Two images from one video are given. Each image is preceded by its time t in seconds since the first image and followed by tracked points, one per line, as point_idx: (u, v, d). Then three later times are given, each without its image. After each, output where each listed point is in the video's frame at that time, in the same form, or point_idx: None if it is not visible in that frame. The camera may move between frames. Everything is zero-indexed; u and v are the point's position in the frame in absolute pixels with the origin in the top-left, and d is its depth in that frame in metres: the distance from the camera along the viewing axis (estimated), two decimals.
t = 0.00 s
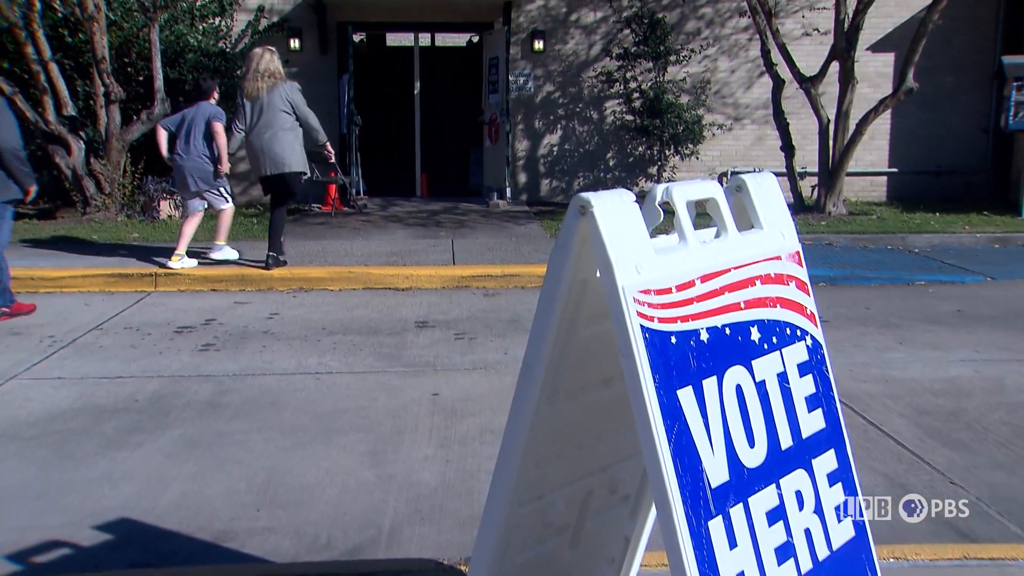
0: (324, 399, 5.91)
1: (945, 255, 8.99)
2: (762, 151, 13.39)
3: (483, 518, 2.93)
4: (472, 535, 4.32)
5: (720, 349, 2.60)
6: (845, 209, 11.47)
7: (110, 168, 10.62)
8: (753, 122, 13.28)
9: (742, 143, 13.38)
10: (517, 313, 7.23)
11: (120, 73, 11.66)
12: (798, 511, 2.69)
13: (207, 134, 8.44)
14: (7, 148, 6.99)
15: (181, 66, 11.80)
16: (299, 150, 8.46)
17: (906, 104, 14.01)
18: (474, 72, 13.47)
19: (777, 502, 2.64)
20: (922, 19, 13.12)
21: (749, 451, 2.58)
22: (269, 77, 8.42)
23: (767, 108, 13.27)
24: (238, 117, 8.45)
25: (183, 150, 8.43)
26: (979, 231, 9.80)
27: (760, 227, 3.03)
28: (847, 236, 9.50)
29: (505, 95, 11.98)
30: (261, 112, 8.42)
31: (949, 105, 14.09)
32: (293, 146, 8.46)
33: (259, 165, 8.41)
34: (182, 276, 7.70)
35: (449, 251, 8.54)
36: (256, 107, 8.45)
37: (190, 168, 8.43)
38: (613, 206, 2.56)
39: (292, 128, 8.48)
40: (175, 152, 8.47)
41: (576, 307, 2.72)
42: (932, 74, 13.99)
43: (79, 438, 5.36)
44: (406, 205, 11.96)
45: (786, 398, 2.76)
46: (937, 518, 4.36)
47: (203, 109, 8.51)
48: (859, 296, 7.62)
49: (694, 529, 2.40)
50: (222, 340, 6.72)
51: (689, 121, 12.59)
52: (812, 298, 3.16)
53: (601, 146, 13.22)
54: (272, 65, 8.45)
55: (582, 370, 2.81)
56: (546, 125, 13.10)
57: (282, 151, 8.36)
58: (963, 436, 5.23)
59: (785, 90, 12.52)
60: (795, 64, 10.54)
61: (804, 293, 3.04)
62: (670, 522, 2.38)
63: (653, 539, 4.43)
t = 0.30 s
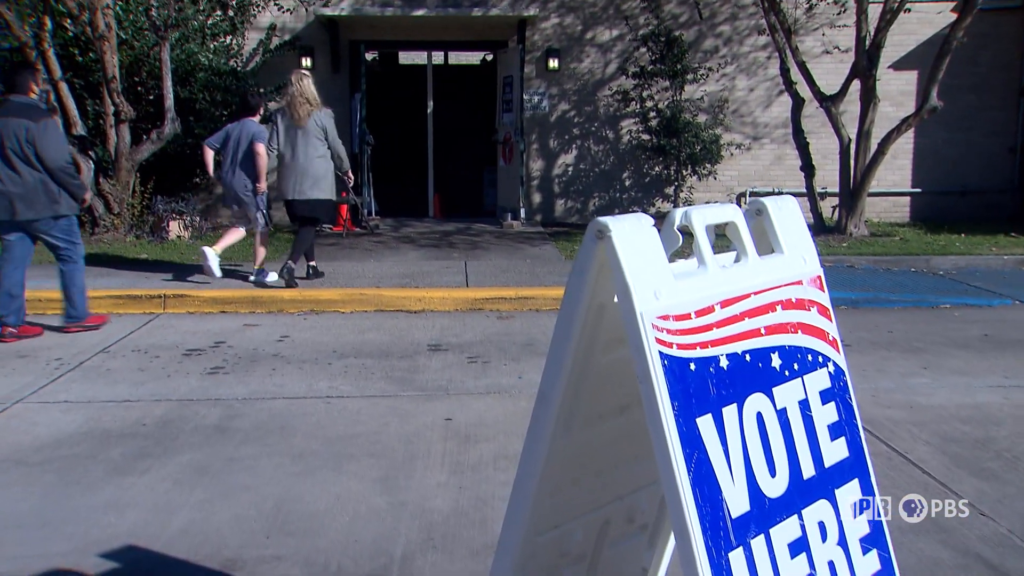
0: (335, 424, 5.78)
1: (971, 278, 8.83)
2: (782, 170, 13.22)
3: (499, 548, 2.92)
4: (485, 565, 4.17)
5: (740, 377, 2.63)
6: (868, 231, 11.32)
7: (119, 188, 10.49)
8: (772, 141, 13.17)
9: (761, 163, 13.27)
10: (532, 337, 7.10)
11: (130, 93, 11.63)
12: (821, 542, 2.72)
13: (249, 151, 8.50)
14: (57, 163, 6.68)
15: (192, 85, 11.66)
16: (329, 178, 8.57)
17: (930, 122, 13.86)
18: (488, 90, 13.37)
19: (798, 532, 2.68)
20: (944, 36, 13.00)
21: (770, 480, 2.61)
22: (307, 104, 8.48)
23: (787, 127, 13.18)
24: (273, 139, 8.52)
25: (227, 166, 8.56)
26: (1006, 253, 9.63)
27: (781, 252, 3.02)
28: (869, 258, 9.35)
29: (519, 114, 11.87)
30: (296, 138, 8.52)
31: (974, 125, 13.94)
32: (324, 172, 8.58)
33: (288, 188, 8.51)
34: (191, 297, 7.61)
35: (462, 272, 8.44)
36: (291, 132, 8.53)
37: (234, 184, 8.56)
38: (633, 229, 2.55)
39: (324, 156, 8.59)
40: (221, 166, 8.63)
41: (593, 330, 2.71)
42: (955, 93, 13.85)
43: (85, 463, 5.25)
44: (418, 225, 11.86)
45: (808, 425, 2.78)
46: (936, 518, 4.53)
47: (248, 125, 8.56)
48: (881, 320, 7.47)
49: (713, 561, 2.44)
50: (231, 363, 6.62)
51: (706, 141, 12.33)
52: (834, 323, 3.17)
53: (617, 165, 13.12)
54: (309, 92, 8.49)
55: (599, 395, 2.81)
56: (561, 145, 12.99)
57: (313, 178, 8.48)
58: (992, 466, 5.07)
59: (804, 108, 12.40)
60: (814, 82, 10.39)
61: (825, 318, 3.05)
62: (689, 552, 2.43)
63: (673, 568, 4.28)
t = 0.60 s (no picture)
0: (350, 439, 5.65)
1: (1002, 290, 8.64)
2: (806, 180, 13.05)
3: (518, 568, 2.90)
4: None
5: (764, 394, 2.58)
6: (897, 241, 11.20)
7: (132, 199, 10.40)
8: (796, 151, 12.97)
9: (785, 173, 13.08)
10: (551, 350, 6.95)
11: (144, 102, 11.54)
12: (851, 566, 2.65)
13: (290, 159, 8.49)
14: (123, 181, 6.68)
15: (206, 93, 11.17)
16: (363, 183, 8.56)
17: (961, 131, 13.64)
18: (504, 98, 13.21)
19: (827, 555, 2.61)
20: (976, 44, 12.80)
21: (797, 500, 2.55)
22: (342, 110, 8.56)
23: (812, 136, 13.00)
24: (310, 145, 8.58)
25: (268, 172, 8.54)
26: None
27: (808, 265, 3.00)
28: (896, 271, 9.18)
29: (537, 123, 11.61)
30: (331, 144, 8.57)
31: (1004, 133, 13.71)
32: (360, 178, 8.59)
33: (323, 194, 8.55)
34: (202, 309, 7.49)
35: (479, 284, 8.31)
36: (327, 138, 8.60)
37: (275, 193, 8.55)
38: (654, 243, 2.53)
39: (359, 161, 8.60)
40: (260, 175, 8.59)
41: (613, 346, 2.69)
42: (987, 101, 13.57)
43: (95, 478, 5.12)
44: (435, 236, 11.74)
45: (836, 444, 2.72)
46: (936, 517, 4.57)
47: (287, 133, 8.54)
48: (910, 335, 7.29)
49: None
50: (244, 377, 6.49)
51: (729, 150, 12.01)
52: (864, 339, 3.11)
53: (637, 175, 12.94)
54: (345, 99, 8.61)
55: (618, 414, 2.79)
56: (580, 154, 12.83)
57: (347, 184, 8.51)
58: None
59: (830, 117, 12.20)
60: (840, 90, 10.26)
61: (855, 334, 3.00)
62: None
63: None
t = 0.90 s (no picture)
0: (361, 458, 5.45)
1: None
2: (833, 192, 12.41)
3: None
4: None
5: (791, 415, 2.66)
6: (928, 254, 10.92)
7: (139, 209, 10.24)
8: (822, 161, 12.40)
9: (810, 184, 12.48)
10: (568, 368, 6.73)
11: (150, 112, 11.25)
12: None
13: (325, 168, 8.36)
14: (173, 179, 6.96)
15: (214, 102, 11.07)
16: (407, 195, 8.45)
17: (997, 141, 13.07)
18: (521, 106, 12.73)
19: None
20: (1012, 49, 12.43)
21: (826, 524, 2.62)
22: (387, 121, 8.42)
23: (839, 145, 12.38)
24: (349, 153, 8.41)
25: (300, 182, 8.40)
26: None
27: (835, 282, 3.10)
28: (926, 285, 8.95)
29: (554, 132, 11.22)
30: (375, 154, 8.42)
31: None
32: (402, 189, 8.46)
33: (365, 205, 8.44)
34: (209, 324, 7.32)
35: (494, 298, 8.11)
36: (371, 148, 8.44)
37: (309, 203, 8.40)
38: (678, 259, 2.59)
39: (402, 173, 8.46)
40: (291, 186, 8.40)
41: (636, 365, 2.73)
42: None
43: (98, 498, 4.94)
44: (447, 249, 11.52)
45: (865, 465, 2.79)
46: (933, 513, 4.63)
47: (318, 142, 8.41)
48: (941, 353, 7.03)
49: None
50: (253, 394, 6.30)
51: (751, 160, 11.52)
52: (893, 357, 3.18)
53: (656, 187, 12.45)
54: (391, 110, 8.49)
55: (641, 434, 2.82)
56: (598, 165, 12.33)
57: (390, 195, 8.38)
58: None
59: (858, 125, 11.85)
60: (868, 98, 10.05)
61: (883, 351, 3.07)
62: None
63: None
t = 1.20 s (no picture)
0: (366, 481, 5.24)
1: None
2: (855, 207, 12.00)
3: None
4: None
5: (812, 438, 2.86)
6: (954, 271, 10.67)
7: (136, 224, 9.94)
8: (843, 173, 12.02)
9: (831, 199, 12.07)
10: (580, 387, 6.51)
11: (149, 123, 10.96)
12: None
13: (358, 185, 8.36)
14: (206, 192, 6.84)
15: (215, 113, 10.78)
16: (438, 206, 8.37)
17: None
18: (530, 119, 12.41)
19: None
20: None
21: (848, 548, 2.80)
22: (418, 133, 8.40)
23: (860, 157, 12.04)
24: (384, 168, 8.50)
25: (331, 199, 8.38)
26: None
27: (857, 299, 3.31)
28: (952, 302, 8.73)
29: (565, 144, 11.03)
30: (407, 166, 8.41)
31: None
32: (434, 200, 8.40)
33: (398, 217, 8.42)
34: (210, 341, 7.13)
35: (503, 316, 7.92)
36: (403, 161, 8.46)
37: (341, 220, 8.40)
38: (696, 281, 2.77)
39: (434, 184, 8.40)
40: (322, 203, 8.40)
41: (655, 383, 2.89)
42: None
43: (93, 523, 4.73)
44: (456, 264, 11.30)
45: (888, 488, 2.99)
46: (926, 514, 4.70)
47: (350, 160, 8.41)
48: (969, 374, 6.79)
49: None
50: (254, 414, 6.09)
51: (770, 172, 11.22)
52: (919, 378, 3.37)
53: (671, 201, 12.04)
54: (423, 121, 8.45)
55: (660, 450, 2.97)
56: (611, 178, 11.93)
57: (421, 205, 8.32)
58: None
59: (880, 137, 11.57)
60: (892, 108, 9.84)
61: (907, 372, 3.27)
62: None
63: None
